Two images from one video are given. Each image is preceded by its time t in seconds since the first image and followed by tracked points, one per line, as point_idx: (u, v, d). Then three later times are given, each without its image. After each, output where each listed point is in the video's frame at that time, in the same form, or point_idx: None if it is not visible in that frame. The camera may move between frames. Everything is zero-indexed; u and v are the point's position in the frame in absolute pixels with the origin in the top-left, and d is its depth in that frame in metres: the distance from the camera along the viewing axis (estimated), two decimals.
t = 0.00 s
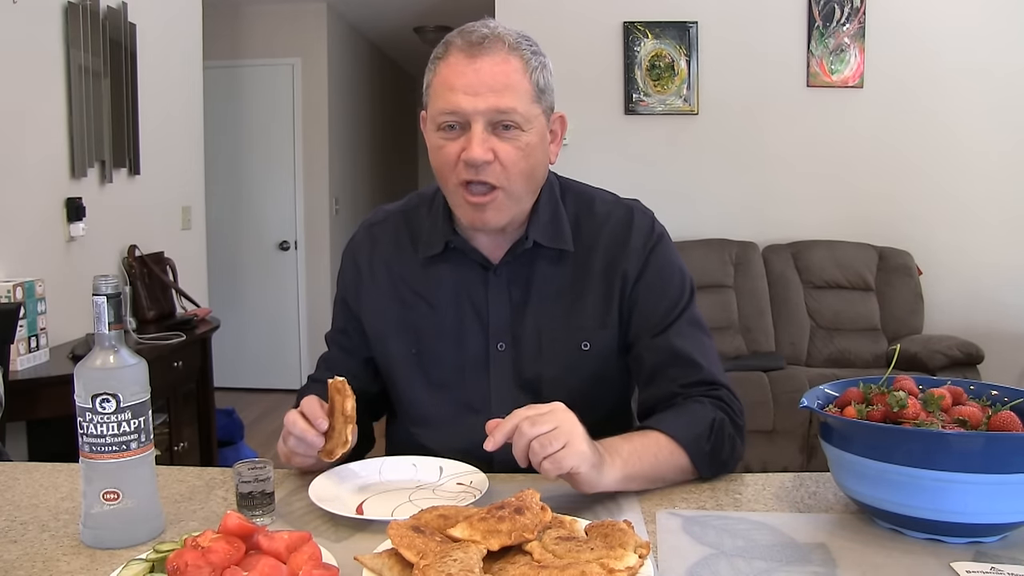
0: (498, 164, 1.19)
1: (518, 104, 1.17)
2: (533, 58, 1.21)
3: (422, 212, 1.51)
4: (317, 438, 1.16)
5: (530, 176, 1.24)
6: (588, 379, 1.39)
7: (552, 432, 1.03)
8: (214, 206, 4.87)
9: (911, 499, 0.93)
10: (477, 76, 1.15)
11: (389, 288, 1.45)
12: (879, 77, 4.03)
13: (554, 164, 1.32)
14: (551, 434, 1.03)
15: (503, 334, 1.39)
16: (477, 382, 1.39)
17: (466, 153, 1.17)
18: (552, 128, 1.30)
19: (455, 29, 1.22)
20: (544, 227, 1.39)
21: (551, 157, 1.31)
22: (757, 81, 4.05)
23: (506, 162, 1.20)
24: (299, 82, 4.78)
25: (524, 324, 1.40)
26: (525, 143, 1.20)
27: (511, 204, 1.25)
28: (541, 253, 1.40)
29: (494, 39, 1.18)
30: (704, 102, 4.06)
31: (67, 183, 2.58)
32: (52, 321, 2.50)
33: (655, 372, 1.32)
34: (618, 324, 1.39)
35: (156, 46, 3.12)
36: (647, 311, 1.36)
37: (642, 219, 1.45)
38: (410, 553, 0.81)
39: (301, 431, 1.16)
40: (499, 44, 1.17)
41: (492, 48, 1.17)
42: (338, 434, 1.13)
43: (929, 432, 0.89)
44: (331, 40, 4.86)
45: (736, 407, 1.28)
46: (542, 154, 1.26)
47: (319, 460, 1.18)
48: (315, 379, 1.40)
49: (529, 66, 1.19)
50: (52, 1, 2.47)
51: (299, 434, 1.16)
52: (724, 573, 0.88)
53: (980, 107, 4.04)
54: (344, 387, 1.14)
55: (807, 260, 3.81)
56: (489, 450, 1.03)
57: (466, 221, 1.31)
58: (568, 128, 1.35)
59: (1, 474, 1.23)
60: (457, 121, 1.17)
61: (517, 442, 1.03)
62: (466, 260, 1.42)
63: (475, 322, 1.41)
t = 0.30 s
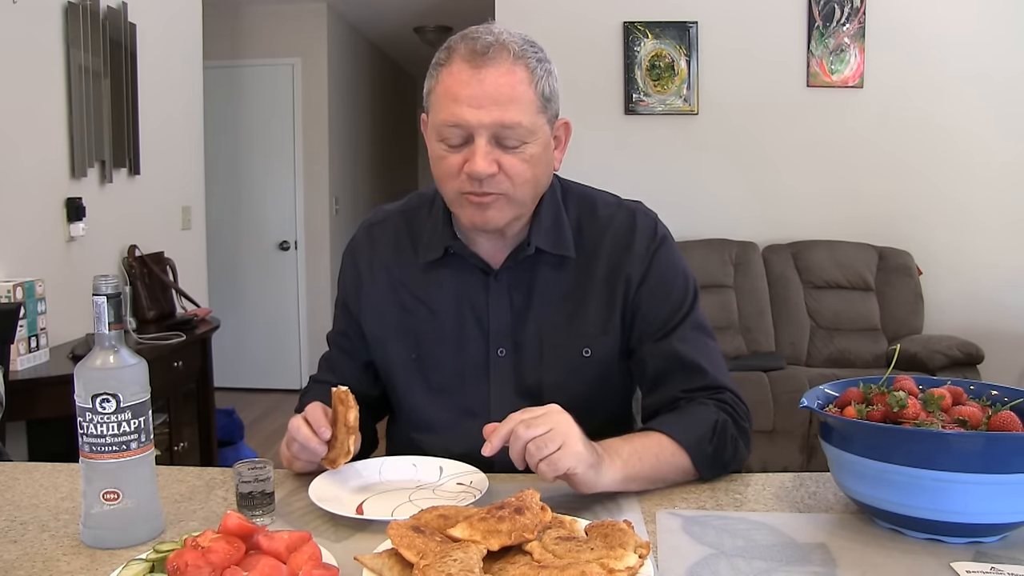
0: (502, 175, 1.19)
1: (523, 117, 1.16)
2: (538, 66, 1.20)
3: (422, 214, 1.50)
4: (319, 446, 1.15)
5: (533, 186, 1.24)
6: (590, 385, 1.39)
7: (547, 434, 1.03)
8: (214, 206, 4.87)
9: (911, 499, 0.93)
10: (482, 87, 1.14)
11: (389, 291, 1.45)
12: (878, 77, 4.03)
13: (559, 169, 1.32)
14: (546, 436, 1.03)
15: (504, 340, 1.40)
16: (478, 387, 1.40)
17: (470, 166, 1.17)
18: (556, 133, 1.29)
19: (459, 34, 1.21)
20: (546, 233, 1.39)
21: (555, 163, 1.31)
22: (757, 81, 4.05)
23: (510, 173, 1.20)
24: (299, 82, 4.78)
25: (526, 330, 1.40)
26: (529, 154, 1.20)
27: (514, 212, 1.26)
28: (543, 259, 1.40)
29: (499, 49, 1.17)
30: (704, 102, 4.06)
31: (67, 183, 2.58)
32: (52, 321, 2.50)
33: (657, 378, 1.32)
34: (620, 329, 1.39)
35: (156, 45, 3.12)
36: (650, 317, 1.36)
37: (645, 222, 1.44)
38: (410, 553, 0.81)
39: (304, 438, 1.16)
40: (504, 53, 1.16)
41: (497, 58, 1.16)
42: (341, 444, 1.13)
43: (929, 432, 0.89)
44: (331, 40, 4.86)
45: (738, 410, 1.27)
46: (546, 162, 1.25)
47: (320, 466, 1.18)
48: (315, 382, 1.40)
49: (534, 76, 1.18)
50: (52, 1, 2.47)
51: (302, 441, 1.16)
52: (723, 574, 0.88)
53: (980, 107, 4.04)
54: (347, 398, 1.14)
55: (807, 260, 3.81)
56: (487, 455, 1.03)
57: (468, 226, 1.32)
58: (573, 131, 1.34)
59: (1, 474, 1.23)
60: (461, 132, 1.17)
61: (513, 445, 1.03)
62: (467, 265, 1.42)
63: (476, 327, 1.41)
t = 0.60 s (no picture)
0: (503, 181, 1.20)
1: (523, 124, 1.16)
2: (539, 71, 1.20)
3: (423, 215, 1.50)
4: (322, 447, 1.15)
5: (534, 192, 1.25)
6: (590, 386, 1.39)
7: (548, 432, 1.03)
8: (213, 206, 4.87)
9: (912, 499, 0.93)
10: (483, 94, 1.14)
11: (390, 292, 1.46)
12: (878, 77, 4.03)
13: (559, 172, 1.32)
14: (548, 435, 1.03)
15: (505, 341, 1.40)
16: (479, 388, 1.40)
17: (471, 173, 1.17)
18: (557, 137, 1.29)
19: (460, 39, 1.21)
20: (548, 234, 1.39)
21: (556, 166, 1.31)
22: (758, 81, 4.05)
23: (511, 180, 1.20)
24: (299, 82, 4.78)
25: (526, 331, 1.40)
26: (531, 161, 1.20)
27: (515, 217, 1.26)
28: (545, 260, 1.40)
29: (499, 54, 1.17)
30: (704, 102, 4.06)
31: (67, 183, 2.58)
32: (52, 321, 2.50)
33: (657, 379, 1.32)
34: (621, 330, 1.39)
35: (156, 45, 3.12)
36: (650, 317, 1.36)
37: (646, 223, 1.44)
38: (410, 553, 0.81)
39: (307, 439, 1.15)
40: (504, 59, 1.16)
41: (498, 65, 1.16)
42: (343, 446, 1.13)
43: (929, 432, 0.89)
44: (331, 40, 4.86)
45: (738, 410, 1.27)
46: (547, 167, 1.25)
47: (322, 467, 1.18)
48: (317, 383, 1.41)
49: (535, 81, 1.18)
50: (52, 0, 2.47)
51: (304, 441, 1.16)
52: (723, 573, 0.88)
53: (979, 107, 4.04)
54: (351, 399, 1.14)
55: (807, 260, 3.81)
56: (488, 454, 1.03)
57: (471, 231, 1.32)
58: (574, 135, 1.34)
59: (1, 474, 1.23)
60: (461, 140, 1.16)
61: (515, 444, 1.03)
62: (469, 267, 1.42)
63: (477, 328, 1.41)
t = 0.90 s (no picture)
0: (504, 181, 1.19)
1: (525, 124, 1.16)
2: (540, 71, 1.20)
3: (425, 214, 1.51)
4: (322, 447, 1.15)
5: (536, 191, 1.24)
6: (591, 386, 1.39)
7: (547, 431, 1.03)
8: (213, 206, 4.87)
9: (911, 499, 0.93)
10: (484, 95, 1.14)
11: (391, 292, 1.46)
12: (878, 77, 4.03)
13: (561, 171, 1.32)
14: (547, 433, 1.03)
15: (505, 340, 1.40)
16: (479, 388, 1.40)
17: (473, 173, 1.17)
18: (559, 137, 1.29)
19: (462, 39, 1.21)
20: (549, 234, 1.39)
21: (558, 166, 1.31)
22: (758, 81, 4.05)
23: (513, 179, 1.20)
24: (299, 82, 4.78)
25: (527, 330, 1.40)
26: (532, 161, 1.20)
27: (517, 216, 1.26)
28: (546, 260, 1.40)
29: (501, 54, 1.17)
30: (704, 102, 4.06)
31: (67, 183, 2.58)
32: (51, 321, 2.50)
33: (656, 379, 1.32)
34: (622, 330, 1.39)
35: (156, 45, 3.12)
36: (651, 316, 1.36)
37: (647, 224, 1.44)
38: (410, 553, 0.81)
39: (306, 439, 1.15)
40: (506, 59, 1.17)
41: (499, 64, 1.16)
42: (343, 446, 1.13)
43: (929, 432, 0.89)
44: (331, 40, 4.86)
45: (738, 410, 1.27)
46: (549, 167, 1.25)
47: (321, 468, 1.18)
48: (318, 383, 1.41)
49: (537, 81, 1.18)
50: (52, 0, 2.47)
51: (304, 442, 1.16)
52: (723, 573, 0.88)
53: (980, 107, 4.03)
54: (351, 400, 1.14)
55: (807, 260, 3.81)
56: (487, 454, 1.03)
57: (473, 231, 1.32)
58: (575, 134, 1.34)
59: (1, 474, 1.23)
60: (463, 139, 1.16)
61: (514, 443, 1.03)
62: (470, 266, 1.42)
63: (477, 328, 1.41)
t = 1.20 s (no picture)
0: (506, 181, 1.19)
1: (527, 124, 1.16)
2: (543, 71, 1.20)
3: (428, 213, 1.50)
4: (316, 447, 1.16)
5: (538, 191, 1.25)
6: (592, 385, 1.39)
7: (546, 430, 1.03)
8: (213, 206, 4.87)
9: (911, 499, 0.93)
10: (486, 95, 1.14)
11: (393, 291, 1.46)
12: (878, 77, 4.03)
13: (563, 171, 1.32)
14: (545, 432, 1.03)
15: (507, 339, 1.40)
16: (480, 387, 1.40)
17: (475, 173, 1.17)
18: (562, 136, 1.29)
19: (464, 38, 1.21)
20: (551, 233, 1.39)
21: (560, 165, 1.31)
22: (758, 81, 4.05)
23: (515, 179, 1.20)
24: (299, 82, 4.78)
25: (528, 330, 1.40)
26: (534, 161, 1.20)
27: (519, 215, 1.26)
28: (547, 259, 1.40)
29: (503, 54, 1.17)
30: (704, 102, 4.06)
31: (67, 183, 2.58)
32: (51, 321, 2.50)
33: (656, 378, 1.32)
34: (623, 329, 1.39)
35: (156, 45, 3.12)
36: (652, 316, 1.36)
37: (648, 224, 1.44)
38: (410, 553, 0.81)
39: (302, 439, 1.17)
40: (508, 59, 1.17)
41: (501, 64, 1.16)
42: (336, 447, 1.14)
43: (929, 432, 0.89)
44: (331, 40, 4.86)
45: (737, 410, 1.27)
46: (550, 167, 1.25)
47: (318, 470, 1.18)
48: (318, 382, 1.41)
49: (539, 81, 1.18)
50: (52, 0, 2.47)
51: (299, 441, 1.17)
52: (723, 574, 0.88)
53: (980, 107, 4.03)
54: (346, 401, 1.15)
55: (807, 260, 3.81)
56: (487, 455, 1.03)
57: (475, 230, 1.32)
58: (577, 134, 1.34)
59: (1, 474, 1.23)
60: (465, 139, 1.17)
61: (513, 444, 1.03)
62: (472, 265, 1.42)
63: (479, 327, 1.41)
